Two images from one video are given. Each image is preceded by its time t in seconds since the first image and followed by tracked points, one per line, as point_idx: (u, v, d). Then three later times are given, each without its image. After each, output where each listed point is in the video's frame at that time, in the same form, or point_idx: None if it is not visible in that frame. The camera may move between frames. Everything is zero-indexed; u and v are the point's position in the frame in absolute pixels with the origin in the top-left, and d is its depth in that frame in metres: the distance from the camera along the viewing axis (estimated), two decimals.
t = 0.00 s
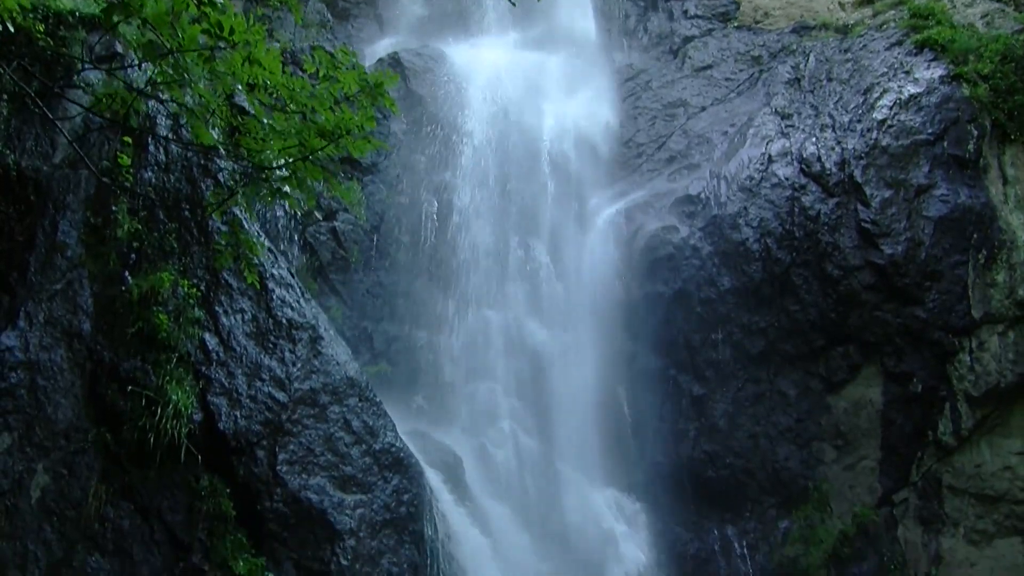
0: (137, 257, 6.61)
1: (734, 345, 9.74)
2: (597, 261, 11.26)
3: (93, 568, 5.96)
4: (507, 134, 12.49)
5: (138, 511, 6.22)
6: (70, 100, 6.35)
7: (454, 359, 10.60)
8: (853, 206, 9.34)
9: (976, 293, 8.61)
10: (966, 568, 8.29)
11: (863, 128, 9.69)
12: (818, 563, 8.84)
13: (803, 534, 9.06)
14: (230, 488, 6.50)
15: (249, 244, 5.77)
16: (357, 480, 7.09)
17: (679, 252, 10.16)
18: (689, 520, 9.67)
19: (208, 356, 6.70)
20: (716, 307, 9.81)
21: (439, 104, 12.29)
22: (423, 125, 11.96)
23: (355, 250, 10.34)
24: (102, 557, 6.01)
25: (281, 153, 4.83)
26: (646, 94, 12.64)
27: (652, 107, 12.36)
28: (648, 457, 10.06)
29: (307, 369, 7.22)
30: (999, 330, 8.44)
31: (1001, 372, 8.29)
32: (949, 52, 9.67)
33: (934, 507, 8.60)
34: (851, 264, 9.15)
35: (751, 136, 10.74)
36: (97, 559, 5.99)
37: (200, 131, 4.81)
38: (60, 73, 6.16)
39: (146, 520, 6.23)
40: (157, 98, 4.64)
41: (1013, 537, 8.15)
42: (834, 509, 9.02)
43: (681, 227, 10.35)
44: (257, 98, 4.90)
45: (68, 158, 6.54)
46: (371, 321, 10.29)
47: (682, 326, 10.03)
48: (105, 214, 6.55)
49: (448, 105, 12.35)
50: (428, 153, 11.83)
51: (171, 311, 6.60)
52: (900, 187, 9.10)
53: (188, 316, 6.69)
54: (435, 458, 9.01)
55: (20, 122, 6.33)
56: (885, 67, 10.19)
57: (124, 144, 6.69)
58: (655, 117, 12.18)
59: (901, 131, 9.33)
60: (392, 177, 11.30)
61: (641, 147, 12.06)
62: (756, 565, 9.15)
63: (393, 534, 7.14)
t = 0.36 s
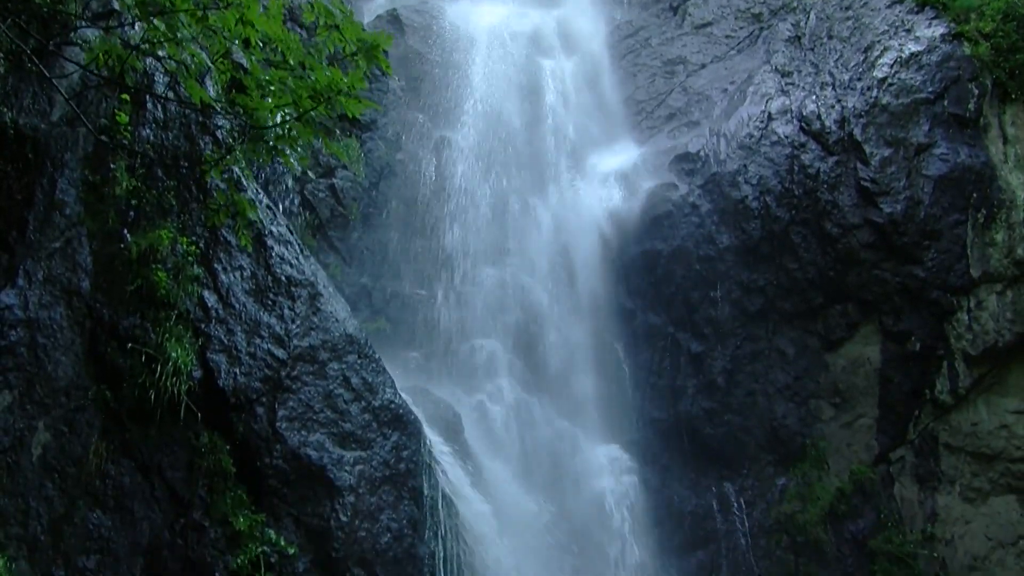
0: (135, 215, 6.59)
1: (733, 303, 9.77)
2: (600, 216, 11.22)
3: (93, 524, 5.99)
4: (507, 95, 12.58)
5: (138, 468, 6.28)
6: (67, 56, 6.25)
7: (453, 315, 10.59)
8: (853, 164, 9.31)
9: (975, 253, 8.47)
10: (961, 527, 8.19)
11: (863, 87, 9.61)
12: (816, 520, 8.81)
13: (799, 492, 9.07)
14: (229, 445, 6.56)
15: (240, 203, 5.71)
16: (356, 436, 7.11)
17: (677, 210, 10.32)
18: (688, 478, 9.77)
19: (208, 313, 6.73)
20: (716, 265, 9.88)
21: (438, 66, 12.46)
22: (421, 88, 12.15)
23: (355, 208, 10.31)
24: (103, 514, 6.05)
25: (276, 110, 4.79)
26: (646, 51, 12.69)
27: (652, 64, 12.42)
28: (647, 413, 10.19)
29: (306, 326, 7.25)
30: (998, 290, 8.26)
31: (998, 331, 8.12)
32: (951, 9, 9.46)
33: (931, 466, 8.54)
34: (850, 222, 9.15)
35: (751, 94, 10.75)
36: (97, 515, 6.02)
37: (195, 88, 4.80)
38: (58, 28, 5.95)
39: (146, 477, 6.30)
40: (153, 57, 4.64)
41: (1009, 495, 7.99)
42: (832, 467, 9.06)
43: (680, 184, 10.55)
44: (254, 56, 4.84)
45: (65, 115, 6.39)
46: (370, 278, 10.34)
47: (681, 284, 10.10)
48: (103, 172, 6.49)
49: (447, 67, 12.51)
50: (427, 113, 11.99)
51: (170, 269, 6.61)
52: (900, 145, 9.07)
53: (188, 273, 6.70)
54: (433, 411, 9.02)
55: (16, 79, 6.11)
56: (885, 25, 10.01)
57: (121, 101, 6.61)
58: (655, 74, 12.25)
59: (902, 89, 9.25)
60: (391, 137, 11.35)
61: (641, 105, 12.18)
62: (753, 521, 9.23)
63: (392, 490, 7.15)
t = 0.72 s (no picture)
0: (135, 172, 6.55)
1: (733, 260, 9.76)
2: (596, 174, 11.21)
3: (96, 480, 6.05)
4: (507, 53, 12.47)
5: (139, 424, 6.29)
6: (65, 12, 6.20)
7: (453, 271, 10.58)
8: (854, 122, 9.29)
9: (976, 212, 8.54)
10: (959, 484, 8.34)
11: (865, 44, 9.53)
12: (813, 477, 8.90)
13: (798, 448, 9.13)
14: (230, 402, 6.58)
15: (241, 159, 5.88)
16: (356, 392, 7.11)
17: (678, 166, 10.24)
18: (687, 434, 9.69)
19: (208, 270, 6.71)
20: (716, 223, 9.84)
21: (438, 21, 12.29)
22: (422, 42, 11.93)
23: (355, 165, 10.21)
24: (105, 470, 6.10)
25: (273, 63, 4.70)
26: (646, 7, 12.57)
27: (653, 21, 12.34)
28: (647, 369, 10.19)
29: (306, 283, 7.24)
30: (997, 249, 8.34)
31: (998, 291, 8.22)
32: None
33: (929, 423, 8.66)
34: (851, 180, 9.15)
35: (752, 51, 10.66)
36: (99, 471, 6.07)
37: (190, 42, 4.67)
38: None
39: (147, 434, 6.30)
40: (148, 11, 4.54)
41: (1007, 453, 8.12)
42: (831, 424, 9.17)
43: (681, 140, 10.44)
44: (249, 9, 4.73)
45: (65, 72, 6.37)
46: (369, 235, 10.18)
47: (683, 242, 10.07)
48: (102, 129, 6.47)
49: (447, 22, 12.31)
50: (427, 67, 11.75)
51: (170, 226, 6.57)
52: (901, 103, 9.09)
53: (188, 230, 6.66)
54: (434, 366, 8.88)
55: (15, 37, 6.15)
56: None
57: (120, 58, 6.56)
58: (656, 31, 12.17)
59: (903, 47, 9.23)
60: (391, 92, 11.13)
61: (641, 62, 12.10)
62: (752, 478, 9.17)
63: (392, 446, 7.13)
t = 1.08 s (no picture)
0: (135, 128, 6.53)
1: (734, 216, 9.72)
2: (603, 133, 11.21)
3: (98, 436, 6.12)
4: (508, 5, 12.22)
5: (141, 380, 6.34)
6: None
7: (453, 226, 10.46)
8: (855, 78, 9.30)
9: (977, 169, 8.62)
10: (957, 441, 8.43)
11: None
12: (812, 433, 9.00)
13: (797, 404, 9.21)
14: (231, 357, 6.61)
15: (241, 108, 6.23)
16: (357, 348, 7.13)
17: (679, 122, 10.19)
18: (688, 389, 9.73)
19: (208, 225, 6.68)
20: (718, 177, 9.76)
21: None
22: None
23: (355, 120, 10.10)
24: (107, 425, 6.16)
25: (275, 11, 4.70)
26: None
27: None
28: (648, 326, 10.13)
29: (307, 239, 7.21)
30: (999, 206, 8.41)
31: (998, 248, 8.28)
32: None
33: (928, 380, 8.74)
34: (853, 136, 9.15)
35: (755, 5, 10.58)
36: (101, 427, 6.14)
37: None
38: None
39: (149, 389, 6.35)
40: None
41: (1005, 410, 8.24)
42: (830, 380, 9.20)
43: (682, 96, 10.40)
44: None
45: (64, 27, 6.33)
46: (369, 190, 10.03)
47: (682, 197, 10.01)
48: (101, 85, 6.45)
49: None
50: (428, 20, 11.58)
51: (170, 182, 6.56)
52: (904, 59, 9.15)
53: (188, 186, 6.64)
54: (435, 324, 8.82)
55: None
56: None
57: (119, 14, 6.53)
58: None
59: (907, 3, 9.30)
60: (391, 46, 10.96)
61: (644, 17, 12.28)
62: (750, 433, 9.29)
63: (392, 401, 7.16)
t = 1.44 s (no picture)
0: (131, 87, 6.43)
1: (731, 176, 9.51)
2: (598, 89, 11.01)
3: (97, 395, 6.11)
4: None
5: (138, 339, 6.32)
6: None
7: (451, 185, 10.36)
8: (854, 39, 9.11)
9: (975, 130, 8.38)
10: (952, 402, 8.27)
11: None
12: (808, 392, 8.82)
13: (793, 364, 9.04)
14: (228, 316, 6.56)
15: (243, 60, 6.81)
16: (354, 306, 7.06)
17: (676, 81, 9.92)
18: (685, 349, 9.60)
19: (205, 184, 6.62)
20: (714, 138, 9.55)
21: None
22: None
23: (352, 79, 9.92)
24: (105, 384, 6.15)
25: None
26: None
27: None
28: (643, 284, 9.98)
29: (304, 197, 7.12)
30: (997, 167, 8.15)
31: (995, 211, 8.05)
32: None
33: (924, 340, 8.57)
34: (851, 97, 8.98)
35: None
36: (99, 386, 6.12)
37: None
38: None
39: (146, 348, 6.34)
40: None
41: (1000, 371, 8.02)
42: (827, 340, 9.04)
43: (681, 56, 10.12)
44: None
45: None
46: (366, 148, 9.85)
47: (682, 155, 9.73)
48: (97, 44, 6.32)
49: None
50: None
51: (167, 141, 6.48)
52: (903, 20, 8.95)
53: (185, 144, 6.56)
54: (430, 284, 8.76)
55: None
56: None
57: None
58: None
59: None
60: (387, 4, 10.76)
61: None
62: (748, 393, 9.10)
63: (389, 359, 7.08)
